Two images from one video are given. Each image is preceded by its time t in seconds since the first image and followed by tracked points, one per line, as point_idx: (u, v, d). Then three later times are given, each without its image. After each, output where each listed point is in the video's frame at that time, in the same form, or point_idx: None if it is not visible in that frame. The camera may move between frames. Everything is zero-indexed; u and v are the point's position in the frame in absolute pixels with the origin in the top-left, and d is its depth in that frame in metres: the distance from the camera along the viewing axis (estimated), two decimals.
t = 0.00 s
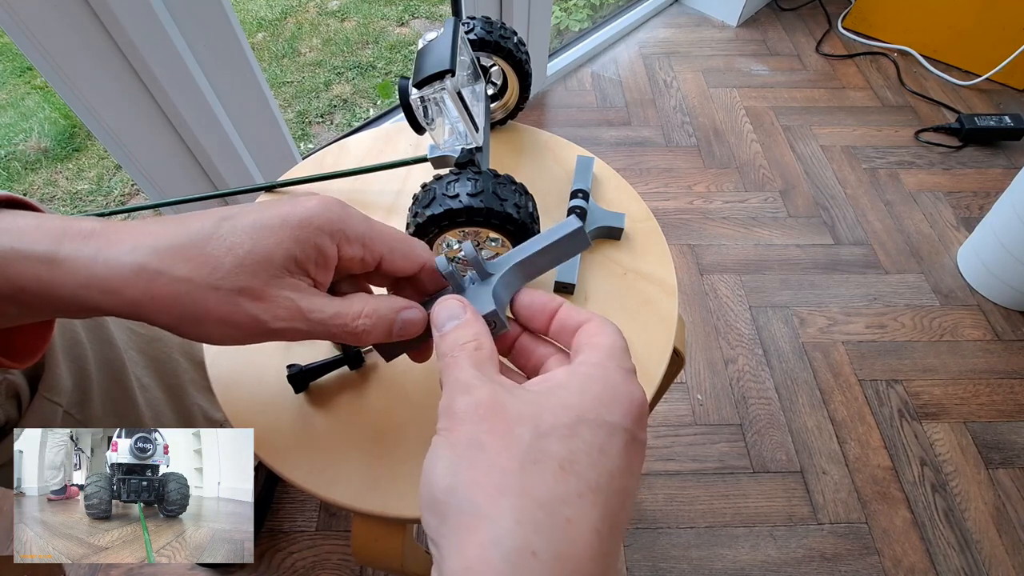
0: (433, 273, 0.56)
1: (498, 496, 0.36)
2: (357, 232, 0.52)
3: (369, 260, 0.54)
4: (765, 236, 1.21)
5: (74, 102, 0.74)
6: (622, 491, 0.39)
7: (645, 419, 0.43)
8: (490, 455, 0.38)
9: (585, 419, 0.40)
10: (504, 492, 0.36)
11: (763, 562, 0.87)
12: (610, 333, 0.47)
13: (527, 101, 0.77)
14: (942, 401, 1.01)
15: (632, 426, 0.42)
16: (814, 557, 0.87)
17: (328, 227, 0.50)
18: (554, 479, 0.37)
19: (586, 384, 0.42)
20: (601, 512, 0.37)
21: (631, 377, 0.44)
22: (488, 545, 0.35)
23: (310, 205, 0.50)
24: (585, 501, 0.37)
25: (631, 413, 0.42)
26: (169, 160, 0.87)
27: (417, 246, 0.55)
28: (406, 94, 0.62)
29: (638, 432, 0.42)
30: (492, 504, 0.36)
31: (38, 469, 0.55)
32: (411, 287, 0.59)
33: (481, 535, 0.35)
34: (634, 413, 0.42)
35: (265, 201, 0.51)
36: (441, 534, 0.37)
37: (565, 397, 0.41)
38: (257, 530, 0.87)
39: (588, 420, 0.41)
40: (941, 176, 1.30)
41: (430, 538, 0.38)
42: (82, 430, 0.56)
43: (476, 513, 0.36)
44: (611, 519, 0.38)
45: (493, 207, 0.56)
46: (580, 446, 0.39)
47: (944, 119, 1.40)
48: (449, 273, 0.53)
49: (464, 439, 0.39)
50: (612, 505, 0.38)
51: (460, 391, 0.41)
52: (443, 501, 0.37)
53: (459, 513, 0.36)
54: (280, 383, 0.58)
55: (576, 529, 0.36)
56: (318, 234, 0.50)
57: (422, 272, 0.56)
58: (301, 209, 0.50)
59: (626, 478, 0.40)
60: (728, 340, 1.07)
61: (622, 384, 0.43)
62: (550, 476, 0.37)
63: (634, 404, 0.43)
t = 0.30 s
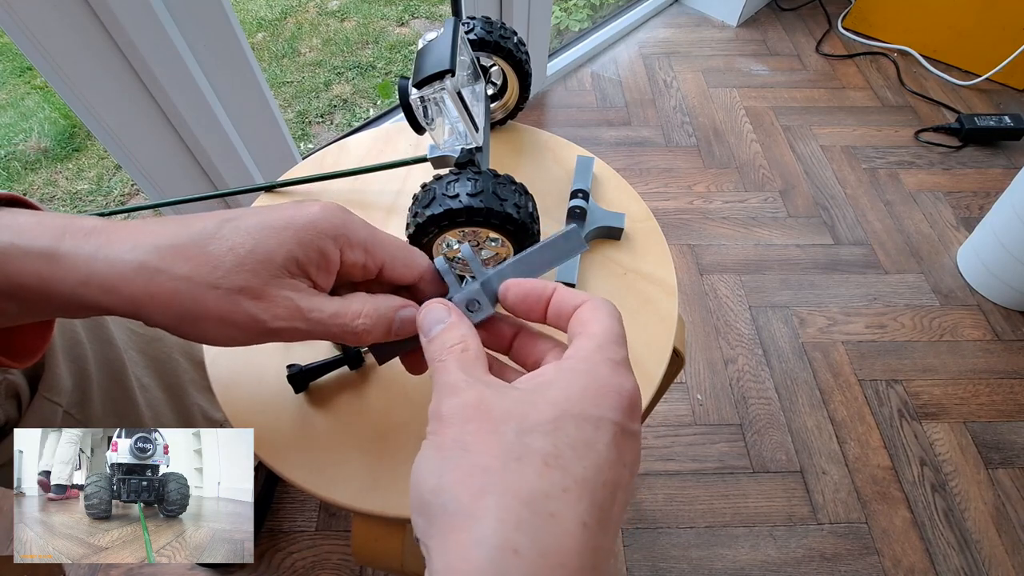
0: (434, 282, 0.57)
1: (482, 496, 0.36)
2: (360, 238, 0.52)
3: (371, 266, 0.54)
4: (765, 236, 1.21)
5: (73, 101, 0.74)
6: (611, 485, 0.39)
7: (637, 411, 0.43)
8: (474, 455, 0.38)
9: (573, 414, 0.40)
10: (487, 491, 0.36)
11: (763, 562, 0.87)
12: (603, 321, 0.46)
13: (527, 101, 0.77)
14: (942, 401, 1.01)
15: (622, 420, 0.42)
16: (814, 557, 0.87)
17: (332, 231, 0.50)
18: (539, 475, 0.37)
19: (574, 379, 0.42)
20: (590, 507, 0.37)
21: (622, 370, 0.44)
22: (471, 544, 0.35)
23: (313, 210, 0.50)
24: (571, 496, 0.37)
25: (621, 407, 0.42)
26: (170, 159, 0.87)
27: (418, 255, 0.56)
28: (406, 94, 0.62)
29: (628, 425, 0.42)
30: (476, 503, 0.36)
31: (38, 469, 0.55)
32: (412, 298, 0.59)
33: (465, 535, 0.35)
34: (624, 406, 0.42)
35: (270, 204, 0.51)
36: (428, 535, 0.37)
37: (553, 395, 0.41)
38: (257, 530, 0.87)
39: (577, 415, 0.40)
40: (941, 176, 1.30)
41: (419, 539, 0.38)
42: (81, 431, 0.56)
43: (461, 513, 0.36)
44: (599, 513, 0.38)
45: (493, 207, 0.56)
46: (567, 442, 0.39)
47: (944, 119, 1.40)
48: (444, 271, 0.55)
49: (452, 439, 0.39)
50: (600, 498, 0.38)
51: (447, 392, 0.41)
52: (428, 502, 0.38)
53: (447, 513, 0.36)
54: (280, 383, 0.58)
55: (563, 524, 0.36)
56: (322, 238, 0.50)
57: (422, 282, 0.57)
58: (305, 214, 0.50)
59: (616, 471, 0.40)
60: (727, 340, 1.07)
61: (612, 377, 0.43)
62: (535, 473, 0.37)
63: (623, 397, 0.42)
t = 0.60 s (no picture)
0: (433, 283, 0.57)
1: (479, 496, 0.36)
2: (360, 238, 0.52)
3: (371, 267, 0.54)
4: (765, 236, 1.21)
5: (73, 101, 0.74)
6: (609, 483, 0.39)
7: (636, 409, 0.43)
8: (471, 455, 0.38)
9: (572, 413, 0.40)
10: (484, 491, 0.36)
11: (763, 562, 0.87)
12: (602, 318, 0.46)
13: (527, 101, 0.77)
14: (942, 401, 1.01)
15: (621, 418, 0.42)
16: (814, 557, 0.87)
17: (333, 232, 0.50)
18: (536, 474, 0.37)
19: (573, 377, 0.42)
20: (587, 506, 0.37)
21: (620, 368, 0.44)
22: (468, 545, 0.35)
23: (314, 210, 0.50)
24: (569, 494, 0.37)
25: (620, 406, 0.42)
26: (170, 159, 0.87)
27: (418, 257, 0.56)
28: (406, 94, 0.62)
29: (627, 422, 0.42)
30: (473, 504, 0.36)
31: (38, 469, 0.55)
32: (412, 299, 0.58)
33: (462, 536, 0.35)
34: (622, 405, 0.42)
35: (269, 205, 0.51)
36: (426, 535, 0.37)
37: (548, 393, 0.41)
38: (257, 530, 0.87)
39: (576, 414, 0.40)
40: (941, 176, 1.30)
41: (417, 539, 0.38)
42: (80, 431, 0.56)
43: (457, 514, 0.36)
44: (597, 512, 0.38)
45: (493, 207, 0.56)
46: (565, 442, 0.39)
47: (945, 119, 1.40)
48: (444, 271, 0.56)
49: (449, 438, 0.39)
50: (597, 497, 0.38)
51: (445, 392, 0.41)
52: (426, 503, 0.37)
53: (444, 513, 0.36)
54: (280, 383, 0.58)
55: (562, 522, 0.36)
56: (323, 238, 0.50)
57: (422, 283, 0.57)
58: (305, 214, 0.50)
59: (615, 469, 0.40)
60: (727, 340, 1.07)
61: (611, 376, 0.43)
62: (533, 472, 0.37)
63: (623, 395, 0.42)
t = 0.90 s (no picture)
0: (433, 286, 0.57)
1: (473, 494, 0.35)
2: (364, 237, 0.53)
3: (374, 266, 0.54)
4: (765, 236, 1.21)
5: (72, 101, 0.74)
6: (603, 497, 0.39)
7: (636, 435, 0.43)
8: (470, 451, 0.37)
9: (572, 425, 0.40)
10: (479, 492, 0.35)
11: (763, 562, 0.87)
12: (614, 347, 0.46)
13: (527, 101, 0.77)
14: (942, 401, 1.01)
15: (621, 441, 0.41)
16: (814, 557, 0.87)
17: (338, 229, 0.51)
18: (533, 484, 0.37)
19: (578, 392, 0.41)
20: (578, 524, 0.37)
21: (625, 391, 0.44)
22: (460, 546, 0.34)
23: (319, 209, 0.51)
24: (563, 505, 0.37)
25: (620, 423, 0.42)
26: (170, 160, 0.87)
27: (418, 258, 0.57)
28: (406, 94, 0.62)
29: (626, 447, 0.42)
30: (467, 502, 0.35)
31: (38, 469, 0.55)
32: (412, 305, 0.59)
33: (452, 535, 0.34)
34: (624, 428, 0.42)
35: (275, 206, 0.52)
36: (409, 524, 0.36)
37: (547, 398, 0.41)
38: (257, 530, 0.87)
39: (576, 427, 0.40)
40: (941, 176, 1.30)
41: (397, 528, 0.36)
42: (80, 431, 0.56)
43: (447, 509, 0.35)
44: (586, 531, 0.38)
45: (493, 207, 0.56)
46: (561, 451, 0.39)
47: (944, 119, 1.40)
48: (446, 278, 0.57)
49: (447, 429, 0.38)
50: (589, 516, 0.38)
51: (450, 380, 0.41)
52: (418, 496, 0.36)
53: (434, 506, 0.35)
54: (280, 383, 0.58)
55: (551, 532, 0.36)
56: (329, 234, 0.50)
57: (422, 286, 0.57)
58: (311, 212, 0.51)
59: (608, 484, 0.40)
60: (727, 340, 1.07)
61: (612, 391, 0.42)
62: (528, 479, 0.37)
63: (625, 420, 0.42)
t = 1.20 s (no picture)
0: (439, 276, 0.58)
1: (317, 439, 0.37)
2: (370, 228, 0.54)
3: (381, 257, 0.55)
4: (765, 236, 1.21)
5: (74, 101, 0.74)
6: (445, 502, 0.40)
7: (525, 459, 0.43)
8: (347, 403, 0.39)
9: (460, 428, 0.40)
10: (327, 439, 0.37)
11: (763, 562, 0.87)
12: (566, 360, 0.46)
13: (527, 101, 0.77)
14: (942, 401, 1.01)
15: (500, 458, 0.41)
16: (815, 557, 0.87)
17: (344, 221, 0.52)
18: (379, 454, 0.38)
19: (479, 393, 0.42)
20: (402, 509, 0.38)
21: (535, 411, 0.43)
22: (282, 473, 0.36)
23: (324, 204, 0.53)
24: (399, 493, 0.38)
25: (507, 449, 0.41)
26: (171, 160, 0.87)
27: (423, 247, 0.57)
28: (405, 94, 0.62)
29: (504, 465, 0.42)
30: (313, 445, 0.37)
31: (39, 468, 0.53)
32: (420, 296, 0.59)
33: (281, 462, 0.36)
34: (509, 446, 0.41)
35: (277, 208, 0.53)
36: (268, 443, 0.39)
37: (448, 392, 0.41)
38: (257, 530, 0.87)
39: (458, 431, 0.40)
40: (941, 176, 1.30)
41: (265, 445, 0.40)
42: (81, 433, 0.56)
43: (294, 443, 0.37)
44: (410, 519, 0.38)
45: (493, 207, 0.56)
46: (431, 443, 0.39)
47: (945, 119, 1.40)
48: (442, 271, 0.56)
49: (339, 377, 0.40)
50: (422, 508, 0.39)
51: (372, 338, 0.42)
52: (283, 419, 0.39)
53: (288, 435, 0.38)
54: (280, 383, 0.58)
55: (371, 506, 0.37)
56: (336, 227, 0.51)
57: (428, 273, 0.57)
58: (316, 208, 0.52)
59: (459, 495, 0.40)
60: (727, 340, 1.07)
61: (518, 409, 0.42)
62: (379, 450, 0.38)
63: (518, 441, 0.42)
